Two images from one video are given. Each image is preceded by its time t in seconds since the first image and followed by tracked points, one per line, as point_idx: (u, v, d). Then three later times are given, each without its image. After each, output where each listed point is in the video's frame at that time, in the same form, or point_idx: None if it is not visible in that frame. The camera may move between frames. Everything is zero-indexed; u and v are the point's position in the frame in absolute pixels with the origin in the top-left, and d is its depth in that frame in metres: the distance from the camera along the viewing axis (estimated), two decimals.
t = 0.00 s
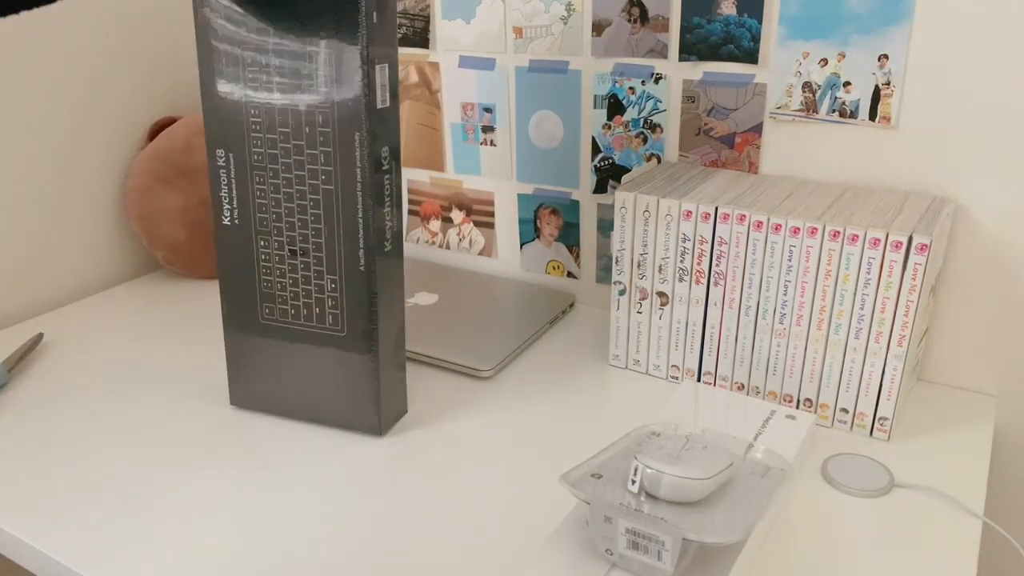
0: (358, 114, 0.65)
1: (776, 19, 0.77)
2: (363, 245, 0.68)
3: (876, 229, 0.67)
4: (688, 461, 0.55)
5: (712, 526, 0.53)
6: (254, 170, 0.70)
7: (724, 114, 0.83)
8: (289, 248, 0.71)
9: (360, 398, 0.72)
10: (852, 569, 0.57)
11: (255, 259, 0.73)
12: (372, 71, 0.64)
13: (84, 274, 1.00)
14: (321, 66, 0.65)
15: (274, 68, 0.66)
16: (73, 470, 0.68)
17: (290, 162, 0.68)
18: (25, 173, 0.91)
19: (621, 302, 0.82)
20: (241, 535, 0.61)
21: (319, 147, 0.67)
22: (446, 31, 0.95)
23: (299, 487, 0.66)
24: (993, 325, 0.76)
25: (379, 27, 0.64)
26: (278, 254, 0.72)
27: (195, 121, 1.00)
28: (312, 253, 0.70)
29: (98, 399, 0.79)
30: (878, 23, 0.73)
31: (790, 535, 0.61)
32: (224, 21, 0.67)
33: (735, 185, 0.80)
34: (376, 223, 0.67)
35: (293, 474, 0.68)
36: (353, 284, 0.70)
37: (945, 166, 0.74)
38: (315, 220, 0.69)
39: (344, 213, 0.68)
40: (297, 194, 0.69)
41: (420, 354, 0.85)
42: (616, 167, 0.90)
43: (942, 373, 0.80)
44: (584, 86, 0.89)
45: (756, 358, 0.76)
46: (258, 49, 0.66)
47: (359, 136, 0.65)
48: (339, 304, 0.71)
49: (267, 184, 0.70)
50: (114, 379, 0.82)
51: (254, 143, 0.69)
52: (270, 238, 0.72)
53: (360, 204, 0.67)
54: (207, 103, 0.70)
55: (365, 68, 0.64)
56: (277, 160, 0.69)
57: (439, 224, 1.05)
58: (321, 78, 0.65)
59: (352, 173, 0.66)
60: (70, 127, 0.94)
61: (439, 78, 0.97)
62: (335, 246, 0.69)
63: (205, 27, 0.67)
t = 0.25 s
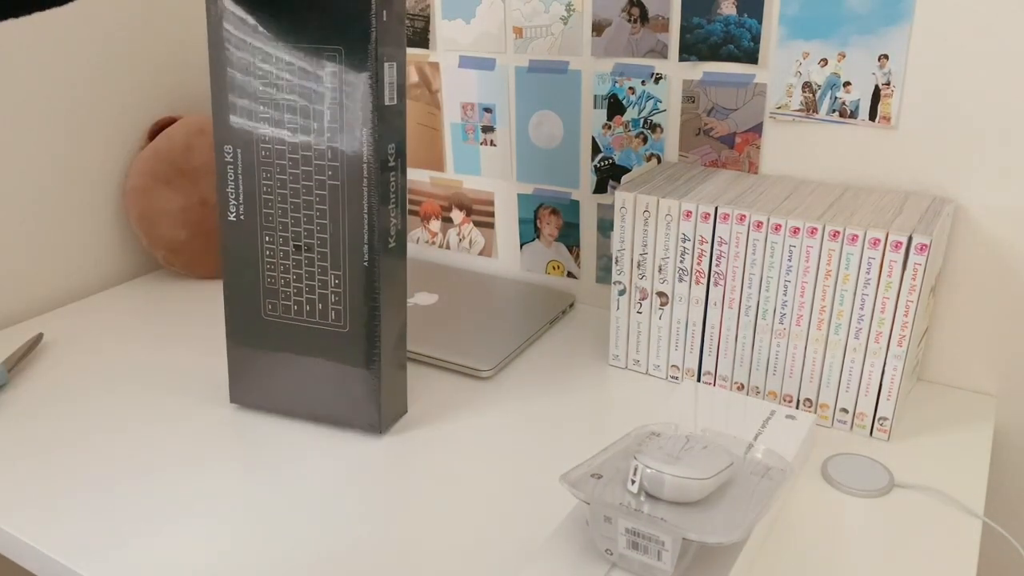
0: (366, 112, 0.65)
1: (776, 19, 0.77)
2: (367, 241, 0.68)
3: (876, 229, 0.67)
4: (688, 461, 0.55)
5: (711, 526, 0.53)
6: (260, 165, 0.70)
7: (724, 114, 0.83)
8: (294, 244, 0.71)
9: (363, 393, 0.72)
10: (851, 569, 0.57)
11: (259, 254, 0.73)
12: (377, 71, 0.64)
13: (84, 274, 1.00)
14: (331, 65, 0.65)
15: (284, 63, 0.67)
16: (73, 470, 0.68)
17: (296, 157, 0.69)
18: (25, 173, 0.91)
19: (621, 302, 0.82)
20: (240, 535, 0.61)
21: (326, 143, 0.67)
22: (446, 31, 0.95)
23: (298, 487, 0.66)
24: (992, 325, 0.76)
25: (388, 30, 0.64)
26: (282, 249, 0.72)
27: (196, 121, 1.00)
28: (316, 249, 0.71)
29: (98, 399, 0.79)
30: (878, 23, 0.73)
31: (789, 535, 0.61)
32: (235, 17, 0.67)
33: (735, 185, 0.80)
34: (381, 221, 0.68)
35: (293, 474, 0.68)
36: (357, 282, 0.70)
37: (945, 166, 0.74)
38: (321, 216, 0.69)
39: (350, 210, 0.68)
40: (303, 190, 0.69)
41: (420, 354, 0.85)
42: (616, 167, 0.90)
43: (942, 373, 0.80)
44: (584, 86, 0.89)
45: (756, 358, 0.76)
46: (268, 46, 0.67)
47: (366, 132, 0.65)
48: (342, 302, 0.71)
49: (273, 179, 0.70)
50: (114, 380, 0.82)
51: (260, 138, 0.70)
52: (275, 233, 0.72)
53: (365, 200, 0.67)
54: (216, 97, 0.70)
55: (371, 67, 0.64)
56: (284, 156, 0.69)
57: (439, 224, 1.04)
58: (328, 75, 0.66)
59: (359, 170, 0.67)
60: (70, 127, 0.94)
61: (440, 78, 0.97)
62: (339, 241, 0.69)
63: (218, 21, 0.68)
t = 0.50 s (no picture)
0: (367, 111, 0.65)
1: (776, 19, 0.77)
2: (368, 240, 0.68)
3: (876, 229, 0.67)
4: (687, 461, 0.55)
5: (711, 526, 0.53)
6: (261, 164, 0.70)
7: (724, 114, 0.83)
8: (295, 243, 0.71)
9: (363, 393, 0.72)
10: (851, 569, 0.57)
11: (260, 253, 0.73)
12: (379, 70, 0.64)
13: (84, 273, 1.00)
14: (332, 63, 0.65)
15: (286, 62, 0.67)
16: (73, 470, 0.68)
17: (298, 156, 0.69)
18: (25, 173, 0.91)
19: (621, 302, 0.82)
20: (240, 535, 0.61)
21: (327, 143, 0.67)
22: (446, 31, 0.95)
23: (298, 487, 0.66)
24: (992, 325, 0.76)
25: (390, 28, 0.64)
26: (283, 249, 0.72)
27: (196, 121, 1.00)
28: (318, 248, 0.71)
29: (98, 399, 0.79)
30: (878, 23, 0.73)
31: (789, 535, 0.61)
32: (237, 16, 0.67)
33: (735, 185, 0.80)
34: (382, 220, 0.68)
35: (293, 474, 0.68)
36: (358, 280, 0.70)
37: (945, 166, 0.74)
38: (322, 216, 0.69)
39: (351, 209, 0.68)
40: (305, 189, 0.69)
41: (419, 354, 0.85)
42: (616, 167, 0.90)
43: (943, 373, 0.80)
44: (584, 86, 0.89)
45: (756, 358, 0.76)
46: (270, 45, 0.67)
47: (367, 132, 0.65)
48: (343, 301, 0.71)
49: (275, 179, 0.70)
50: (114, 380, 0.82)
51: (262, 138, 0.70)
52: (276, 232, 0.72)
53: (366, 200, 0.67)
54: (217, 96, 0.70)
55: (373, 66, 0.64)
56: (285, 155, 0.69)
57: (439, 224, 1.04)
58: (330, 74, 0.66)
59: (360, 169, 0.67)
60: (70, 127, 0.94)
61: (439, 78, 0.97)
62: (340, 240, 0.69)
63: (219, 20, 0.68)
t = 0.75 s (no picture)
0: (366, 112, 0.65)
1: (776, 19, 0.77)
2: (367, 241, 0.68)
3: (876, 229, 0.67)
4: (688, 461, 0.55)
5: (711, 526, 0.53)
6: (260, 165, 0.70)
7: (724, 114, 0.83)
8: (295, 244, 0.71)
9: (364, 394, 0.72)
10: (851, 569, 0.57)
11: (259, 254, 0.73)
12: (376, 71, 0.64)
13: (84, 273, 1.00)
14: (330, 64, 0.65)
15: (284, 63, 0.67)
16: (73, 470, 0.68)
17: (296, 157, 0.69)
18: (25, 173, 0.91)
19: (621, 302, 0.82)
20: (240, 535, 0.61)
21: (326, 144, 0.67)
22: (446, 31, 0.95)
23: (298, 487, 0.66)
24: (992, 325, 0.76)
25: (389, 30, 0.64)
26: (282, 250, 0.72)
27: (196, 121, 1.00)
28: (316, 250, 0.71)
29: (98, 399, 0.79)
30: (878, 23, 0.73)
31: (789, 535, 0.61)
32: (235, 18, 0.67)
33: (735, 185, 0.80)
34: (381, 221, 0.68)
35: (293, 474, 0.68)
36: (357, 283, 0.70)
37: (945, 166, 0.74)
38: (320, 217, 0.69)
39: (349, 211, 0.68)
40: (303, 190, 0.69)
41: (419, 353, 0.85)
42: (616, 167, 0.90)
43: (943, 373, 0.80)
44: (584, 86, 0.89)
45: (756, 358, 0.76)
46: (269, 47, 0.67)
47: (366, 133, 0.65)
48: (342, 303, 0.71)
49: (273, 180, 0.70)
50: (114, 380, 0.82)
51: (260, 139, 0.70)
52: (275, 234, 0.72)
53: (365, 201, 0.67)
54: (216, 97, 0.70)
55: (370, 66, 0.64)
56: (284, 156, 0.69)
57: (439, 224, 1.04)
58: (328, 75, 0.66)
59: (359, 170, 0.67)
60: (70, 128, 0.94)
61: (439, 78, 0.97)
62: (339, 241, 0.69)
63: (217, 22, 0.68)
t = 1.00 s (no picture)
0: (361, 114, 0.65)
1: (776, 19, 0.77)
2: (363, 244, 0.68)
3: (876, 229, 0.67)
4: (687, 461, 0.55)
5: (710, 526, 0.53)
6: (255, 167, 0.70)
7: (724, 114, 0.83)
8: (291, 247, 0.71)
9: (363, 394, 0.72)
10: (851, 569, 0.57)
11: (256, 257, 0.73)
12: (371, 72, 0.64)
13: (84, 273, 1.00)
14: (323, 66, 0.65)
15: (277, 66, 0.67)
16: (73, 469, 0.68)
17: (291, 161, 0.68)
18: (25, 173, 0.91)
19: (621, 302, 0.82)
20: (239, 536, 0.61)
21: (321, 147, 0.67)
22: (446, 31, 0.95)
23: (298, 487, 0.66)
24: (992, 325, 0.76)
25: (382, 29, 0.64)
26: (279, 252, 0.72)
27: (195, 121, 1.00)
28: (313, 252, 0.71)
29: (98, 399, 0.79)
30: (878, 23, 0.73)
31: (789, 535, 0.61)
32: (227, 21, 0.67)
33: (735, 185, 0.80)
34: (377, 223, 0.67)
35: (293, 474, 0.68)
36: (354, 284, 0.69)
37: (945, 166, 0.74)
38: (317, 220, 0.69)
39: (345, 213, 0.68)
40: (299, 193, 0.69)
41: (419, 354, 0.85)
42: (616, 167, 0.90)
43: (942, 373, 0.80)
44: (584, 86, 0.89)
45: (755, 358, 0.76)
46: (261, 49, 0.67)
47: (360, 135, 0.65)
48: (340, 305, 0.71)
49: (269, 182, 0.70)
50: (114, 379, 0.82)
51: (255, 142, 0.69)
52: (272, 237, 0.72)
53: (361, 203, 0.67)
54: (210, 100, 0.70)
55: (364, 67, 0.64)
56: (279, 159, 0.69)
57: (439, 224, 1.04)
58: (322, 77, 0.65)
59: (353, 173, 0.66)
60: (70, 127, 0.94)
61: (439, 78, 0.97)
62: (335, 243, 0.69)
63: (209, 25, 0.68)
